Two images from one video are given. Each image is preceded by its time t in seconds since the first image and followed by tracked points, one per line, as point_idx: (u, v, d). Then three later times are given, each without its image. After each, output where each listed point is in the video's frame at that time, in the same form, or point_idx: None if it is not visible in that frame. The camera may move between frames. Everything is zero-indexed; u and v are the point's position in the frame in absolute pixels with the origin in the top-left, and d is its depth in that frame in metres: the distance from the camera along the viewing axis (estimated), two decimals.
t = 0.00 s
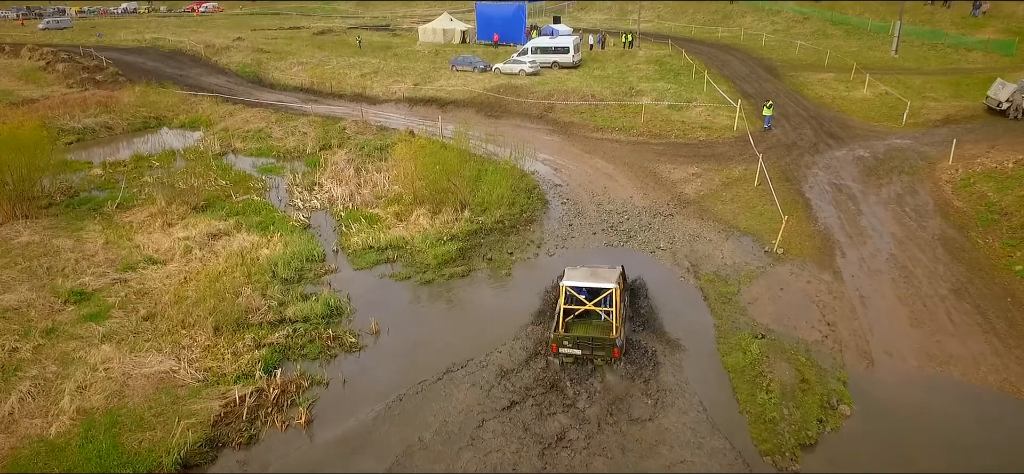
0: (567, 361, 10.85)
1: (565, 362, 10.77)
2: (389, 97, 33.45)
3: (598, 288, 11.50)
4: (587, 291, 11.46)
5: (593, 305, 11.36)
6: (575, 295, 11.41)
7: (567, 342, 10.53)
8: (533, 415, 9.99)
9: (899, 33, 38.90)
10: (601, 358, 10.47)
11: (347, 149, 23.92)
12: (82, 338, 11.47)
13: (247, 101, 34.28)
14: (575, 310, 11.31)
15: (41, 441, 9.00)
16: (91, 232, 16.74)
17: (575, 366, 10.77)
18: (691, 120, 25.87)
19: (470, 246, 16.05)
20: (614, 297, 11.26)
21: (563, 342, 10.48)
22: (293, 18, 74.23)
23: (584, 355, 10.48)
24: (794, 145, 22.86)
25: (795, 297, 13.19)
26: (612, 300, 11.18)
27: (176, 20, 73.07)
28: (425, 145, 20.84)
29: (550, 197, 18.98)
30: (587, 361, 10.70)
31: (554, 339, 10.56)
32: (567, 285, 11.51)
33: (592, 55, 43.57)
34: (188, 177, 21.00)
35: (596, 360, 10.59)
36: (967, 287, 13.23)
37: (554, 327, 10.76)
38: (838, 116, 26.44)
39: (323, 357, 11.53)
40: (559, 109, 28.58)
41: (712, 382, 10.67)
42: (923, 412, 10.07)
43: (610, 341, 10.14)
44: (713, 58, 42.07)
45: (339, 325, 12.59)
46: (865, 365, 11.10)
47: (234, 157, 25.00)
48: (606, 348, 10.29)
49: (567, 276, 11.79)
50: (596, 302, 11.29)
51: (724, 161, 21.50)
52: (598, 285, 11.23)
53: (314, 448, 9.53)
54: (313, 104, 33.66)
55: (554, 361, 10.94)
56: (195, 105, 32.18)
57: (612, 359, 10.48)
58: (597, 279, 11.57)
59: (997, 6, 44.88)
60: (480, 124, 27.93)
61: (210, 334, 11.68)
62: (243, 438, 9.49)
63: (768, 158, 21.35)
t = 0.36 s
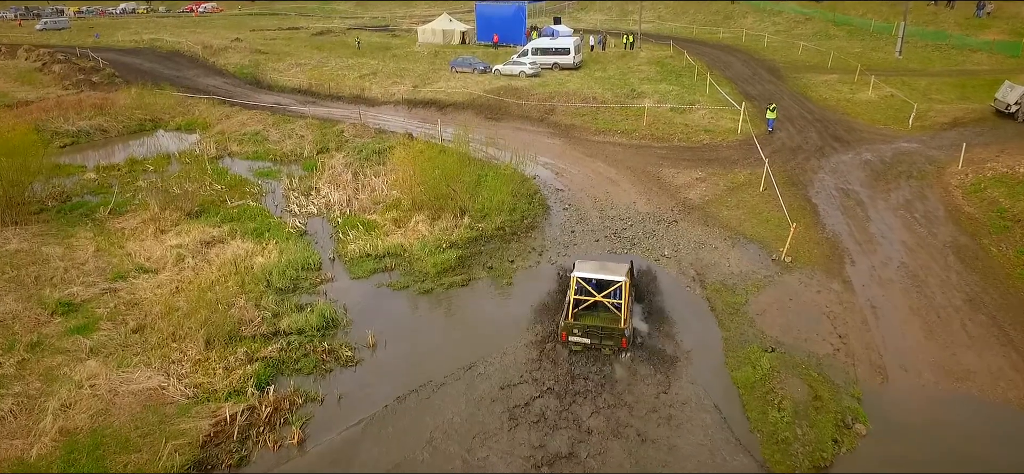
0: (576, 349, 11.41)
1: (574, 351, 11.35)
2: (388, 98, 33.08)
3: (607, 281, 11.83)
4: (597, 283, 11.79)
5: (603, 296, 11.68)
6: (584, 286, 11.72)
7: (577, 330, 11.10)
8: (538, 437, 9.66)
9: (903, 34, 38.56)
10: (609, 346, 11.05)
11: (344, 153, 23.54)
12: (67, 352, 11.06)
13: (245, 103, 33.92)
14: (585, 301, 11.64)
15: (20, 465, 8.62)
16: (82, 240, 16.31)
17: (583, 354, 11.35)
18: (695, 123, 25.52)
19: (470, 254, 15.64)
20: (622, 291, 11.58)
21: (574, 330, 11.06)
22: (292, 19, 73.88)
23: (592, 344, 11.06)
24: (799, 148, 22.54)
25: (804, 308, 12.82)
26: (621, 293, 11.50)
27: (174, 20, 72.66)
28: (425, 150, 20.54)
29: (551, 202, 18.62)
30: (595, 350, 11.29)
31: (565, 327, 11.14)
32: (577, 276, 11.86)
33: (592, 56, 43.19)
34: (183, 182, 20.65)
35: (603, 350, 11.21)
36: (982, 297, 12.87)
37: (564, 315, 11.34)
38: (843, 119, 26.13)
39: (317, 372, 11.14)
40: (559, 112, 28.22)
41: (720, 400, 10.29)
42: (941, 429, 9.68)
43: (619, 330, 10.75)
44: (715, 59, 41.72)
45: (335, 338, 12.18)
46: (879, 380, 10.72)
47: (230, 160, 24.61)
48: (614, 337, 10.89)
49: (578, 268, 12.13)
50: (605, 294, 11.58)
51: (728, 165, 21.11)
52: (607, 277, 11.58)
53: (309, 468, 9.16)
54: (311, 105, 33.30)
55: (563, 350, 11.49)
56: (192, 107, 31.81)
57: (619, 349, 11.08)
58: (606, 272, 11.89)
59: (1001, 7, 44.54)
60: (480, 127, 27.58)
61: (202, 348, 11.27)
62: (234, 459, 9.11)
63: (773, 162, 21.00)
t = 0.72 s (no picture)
0: (583, 337, 11.74)
1: (581, 338, 11.71)
2: (387, 100, 32.72)
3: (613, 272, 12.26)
4: (603, 273, 12.17)
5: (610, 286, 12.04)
6: (591, 276, 12.15)
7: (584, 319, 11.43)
8: (541, 454, 9.48)
9: (906, 35, 38.27)
10: (615, 333, 11.38)
11: (342, 157, 23.16)
12: (52, 367, 10.66)
13: (242, 104, 33.57)
14: (592, 290, 12.01)
15: None
16: (72, 246, 15.88)
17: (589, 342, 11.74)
18: (697, 125, 25.17)
19: (470, 262, 15.24)
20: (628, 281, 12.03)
21: (580, 318, 11.39)
22: (291, 19, 73.54)
23: (598, 331, 11.37)
24: (804, 152, 22.25)
25: (814, 319, 12.43)
26: (627, 282, 11.95)
27: (172, 20, 72.31)
28: (424, 154, 20.19)
29: (553, 207, 18.29)
30: (602, 338, 11.65)
31: (572, 316, 11.47)
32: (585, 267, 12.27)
33: (593, 57, 42.85)
34: (178, 187, 20.28)
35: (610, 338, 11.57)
36: (997, 308, 12.53)
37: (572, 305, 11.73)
38: (848, 122, 25.84)
39: (311, 387, 10.75)
40: (560, 114, 27.87)
41: (729, 417, 9.98)
42: (961, 448, 9.28)
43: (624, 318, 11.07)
44: (717, 60, 41.40)
45: (330, 351, 11.80)
46: (894, 396, 10.32)
47: (226, 164, 24.22)
48: (620, 325, 11.21)
49: (586, 259, 12.55)
50: (611, 284, 12.01)
51: (733, 170, 20.74)
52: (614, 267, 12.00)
53: None
54: (309, 107, 32.97)
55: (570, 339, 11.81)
56: (188, 110, 31.44)
57: (624, 337, 11.40)
58: (613, 263, 12.28)
59: (1006, 8, 44.21)
60: (480, 129, 27.20)
61: (192, 361, 10.87)
62: None
63: (778, 166, 20.70)
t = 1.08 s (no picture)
0: (590, 328, 12.15)
1: (588, 328, 12.12)
2: (387, 101, 32.38)
3: (622, 264, 12.35)
4: (611, 266, 12.28)
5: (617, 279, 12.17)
6: (599, 268, 12.29)
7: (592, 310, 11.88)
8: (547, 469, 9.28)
9: (912, 36, 37.91)
10: (622, 324, 11.83)
11: (341, 160, 22.82)
12: (39, 382, 10.29)
13: (241, 106, 33.26)
14: (600, 282, 12.15)
15: None
16: (64, 253, 15.47)
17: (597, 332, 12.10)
18: (702, 128, 24.85)
19: (471, 270, 14.87)
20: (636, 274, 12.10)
21: (589, 310, 11.82)
22: (291, 19, 73.18)
23: (606, 322, 11.85)
24: (811, 156, 21.95)
25: (826, 331, 12.09)
26: (635, 276, 12.01)
27: (172, 20, 72.00)
28: (425, 158, 19.85)
29: (556, 213, 17.96)
30: (609, 329, 12.05)
31: (580, 306, 11.90)
32: (593, 259, 12.38)
33: (595, 58, 42.50)
34: (174, 192, 19.93)
35: (616, 329, 11.98)
36: (1014, 318, 12.19)
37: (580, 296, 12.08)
38: (855, 125, 25.54)
39: (307, 402, 10.41)
40: (563, 116, 27.52)
41: (737, 436, 9.69)
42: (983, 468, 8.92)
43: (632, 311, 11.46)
44: (720, 61, 41.06)
45: (327, 364, 11.44)
46: (911, 414, 9.94)
47: (223, 167, 23.86)
48: (627, 317, 11.68)
49: (594, 252, 12.66)
50: (619, 277, 12.13)
51: (738, 173, 20.64)
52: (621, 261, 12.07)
53: None
54: (309, 109, 32.65)
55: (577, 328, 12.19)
56: (186, 111, 31.11)
57: (631, 328, 11.87)
58: (621, 256, 12.39)
59: (1011, 8, 43.84)
60: (482, 132, 26.84)
61: (183, 375, 10.50)
62: None
63: (785, 171, 20.42)
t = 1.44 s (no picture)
0: (602, 317, 12.60)
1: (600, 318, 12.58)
2: (389, 103, 32.07)
3: (634, 257, 12.77)
4: (622, 257, 12.74)
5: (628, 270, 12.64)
6: (611, 260, 12.72)
7: (604, 300, 12.32)
8: None
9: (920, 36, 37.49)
10: (634, 314, 12.25)
11: (342, 163, 22.48)
12: (28, 397, 9.93)
13: (242, 107, 32.97)
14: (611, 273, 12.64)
15: None
16: (58, 259, 15.12)
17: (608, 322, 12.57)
18: (709, 131, 24.52)
19: (474, 278, 14.50)
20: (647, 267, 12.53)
21: (601, 300, 12.29)
22: (292, 20, 72.83)
23: (617, 312, 12.26)
24: (821, 160, 21.64)
25: (841, 344, 11.77)
26: (646, 268, 12.47)
27: (174, 21, 71.74)
28: (426, 163, 19.53)
29: (560, 218, 17.62)
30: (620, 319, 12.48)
31: (593, 296, 12.37)
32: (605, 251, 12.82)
33: (599, 59, 42.12)
34: (173, 196, 19.61)
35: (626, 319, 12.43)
36: None
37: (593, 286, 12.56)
38: (864, 128, 25.20)
39: (304, 419, 10.05)
40: (567, 118, 27.16)
41: (752, 456, 9.38)
42: None
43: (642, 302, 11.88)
44: (725, 62, 40.67)
45: (325, 377, 11.07)
46: (933, 432, 9.60)
47: (223, 170, 23.51)
48: (638, 308, 12.08)
49: (606, 243, 13.07)
50: (630, 268, 12.59)
51: (747, 177, 20.34)
52: (633, 253, 12.51)
53: None
54: (310, 110, 32.36)
55: (589, 318, 12.68)
56: (186, 113, 30.79)
57: (641, 318, 12.28)
58: (632, 247, 12.80)
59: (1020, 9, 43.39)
60: (485, 135, 26.46)
61: (177, 389, 10.14)
62: None
63: (794, 175, 20.10)
